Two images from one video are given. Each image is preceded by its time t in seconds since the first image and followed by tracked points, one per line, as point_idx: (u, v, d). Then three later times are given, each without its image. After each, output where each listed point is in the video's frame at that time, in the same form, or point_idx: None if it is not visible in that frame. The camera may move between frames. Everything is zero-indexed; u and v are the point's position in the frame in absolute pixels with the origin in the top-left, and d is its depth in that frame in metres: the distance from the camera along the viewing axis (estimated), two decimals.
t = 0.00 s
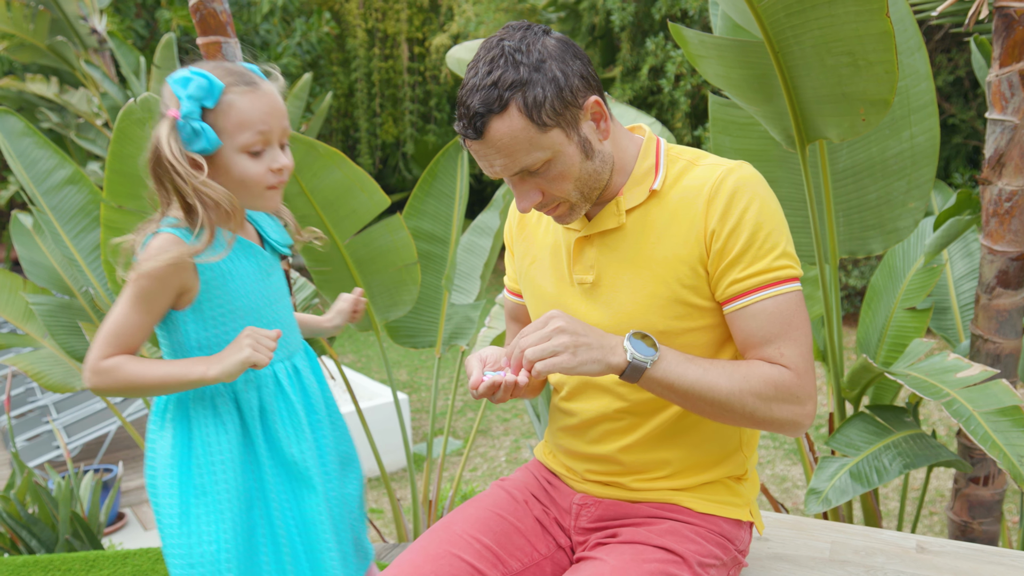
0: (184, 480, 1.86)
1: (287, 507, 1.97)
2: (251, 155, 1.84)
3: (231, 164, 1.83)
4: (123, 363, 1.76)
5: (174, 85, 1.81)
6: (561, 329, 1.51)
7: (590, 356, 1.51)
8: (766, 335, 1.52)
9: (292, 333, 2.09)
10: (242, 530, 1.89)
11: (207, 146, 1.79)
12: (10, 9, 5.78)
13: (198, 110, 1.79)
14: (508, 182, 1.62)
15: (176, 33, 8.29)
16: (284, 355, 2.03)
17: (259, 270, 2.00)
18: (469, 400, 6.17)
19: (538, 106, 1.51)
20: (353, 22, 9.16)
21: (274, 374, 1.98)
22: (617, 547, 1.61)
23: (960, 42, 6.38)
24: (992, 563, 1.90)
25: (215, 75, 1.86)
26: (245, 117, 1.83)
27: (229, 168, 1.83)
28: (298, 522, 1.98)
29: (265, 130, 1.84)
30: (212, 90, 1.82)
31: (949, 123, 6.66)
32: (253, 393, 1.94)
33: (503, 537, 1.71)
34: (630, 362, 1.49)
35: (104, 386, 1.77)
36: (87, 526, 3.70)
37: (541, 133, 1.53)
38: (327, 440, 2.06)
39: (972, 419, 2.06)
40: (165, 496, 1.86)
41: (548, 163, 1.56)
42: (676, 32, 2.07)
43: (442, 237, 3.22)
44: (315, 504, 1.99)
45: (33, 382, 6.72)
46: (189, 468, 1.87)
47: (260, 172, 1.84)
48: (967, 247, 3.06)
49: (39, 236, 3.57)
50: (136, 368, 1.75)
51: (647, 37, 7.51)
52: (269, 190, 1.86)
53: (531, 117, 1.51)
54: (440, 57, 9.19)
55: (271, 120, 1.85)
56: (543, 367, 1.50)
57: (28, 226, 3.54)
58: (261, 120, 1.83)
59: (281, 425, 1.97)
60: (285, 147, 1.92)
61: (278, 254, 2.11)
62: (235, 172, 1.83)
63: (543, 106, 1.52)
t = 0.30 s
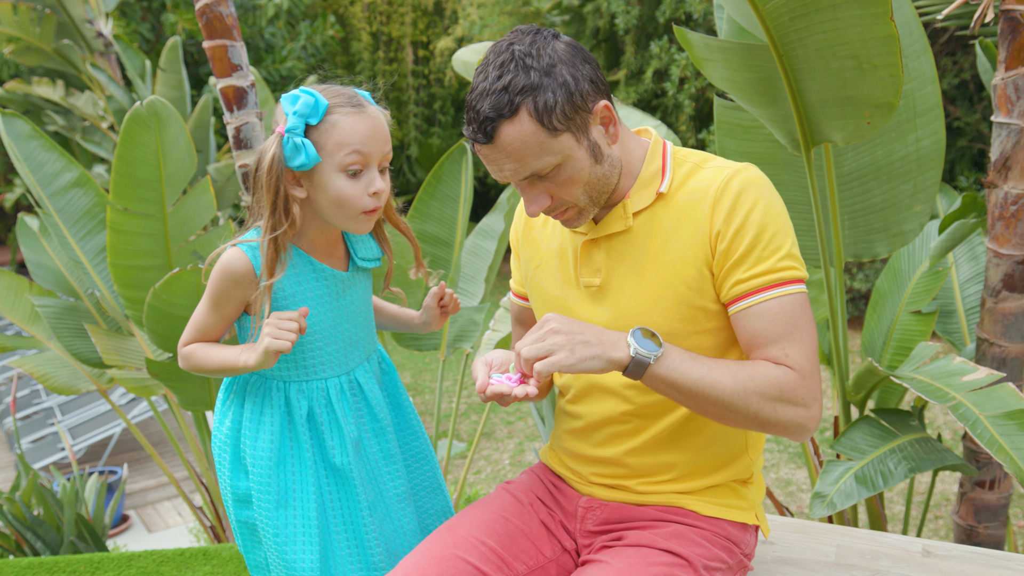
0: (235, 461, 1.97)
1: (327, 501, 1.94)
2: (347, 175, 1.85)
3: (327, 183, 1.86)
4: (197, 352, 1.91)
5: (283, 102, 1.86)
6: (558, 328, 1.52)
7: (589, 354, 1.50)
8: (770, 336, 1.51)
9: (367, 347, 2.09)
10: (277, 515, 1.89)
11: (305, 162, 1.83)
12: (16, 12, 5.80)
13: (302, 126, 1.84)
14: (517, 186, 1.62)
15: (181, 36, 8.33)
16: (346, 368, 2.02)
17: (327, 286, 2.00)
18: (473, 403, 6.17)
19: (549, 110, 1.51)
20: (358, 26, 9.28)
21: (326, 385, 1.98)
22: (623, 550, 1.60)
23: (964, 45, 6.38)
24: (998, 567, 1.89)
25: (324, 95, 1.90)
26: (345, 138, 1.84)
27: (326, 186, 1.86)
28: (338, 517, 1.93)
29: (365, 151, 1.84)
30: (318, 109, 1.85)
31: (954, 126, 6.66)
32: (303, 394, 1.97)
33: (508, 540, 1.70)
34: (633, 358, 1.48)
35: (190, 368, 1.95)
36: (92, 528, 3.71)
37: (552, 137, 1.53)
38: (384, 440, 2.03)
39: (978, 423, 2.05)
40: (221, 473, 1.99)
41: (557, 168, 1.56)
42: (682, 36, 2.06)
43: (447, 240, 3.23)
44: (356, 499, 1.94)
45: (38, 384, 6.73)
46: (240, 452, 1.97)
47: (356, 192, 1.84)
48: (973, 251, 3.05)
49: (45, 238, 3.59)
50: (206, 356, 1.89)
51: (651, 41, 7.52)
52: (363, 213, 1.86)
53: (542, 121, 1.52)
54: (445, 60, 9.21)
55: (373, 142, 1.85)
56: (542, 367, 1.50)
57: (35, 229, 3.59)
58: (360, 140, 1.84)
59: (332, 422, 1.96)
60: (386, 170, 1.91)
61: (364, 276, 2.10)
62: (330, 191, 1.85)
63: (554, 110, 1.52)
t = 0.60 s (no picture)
0: (258, 450, 1.96)
1: (350, 490, 1.91)
2: (356, 164, 1.76)
3: (335, 172, 1.77)
4: (223, 347, 1.87)
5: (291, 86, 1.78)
6: (552, 330, 1.52)
7: (585, 355, 1.50)
8: (768, 338, 1.51)
9: (395, 334, 2.04)
10: (301, 503, 1.88)
11: (312, 151, 1.75)
12: (20, 13, 5.79)
13: (309, 113, 1.75)
14: (521, 186, 1.62)
15: (184, 37, 8.36)
16: (378, 351, 1.98)
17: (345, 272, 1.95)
18: (474, 404, 6.17)
19: (554, 111, 1.52)
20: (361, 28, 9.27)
21: (360, 370, 1.94)
22: (624, 552, 1.60)
23: (967, 48, 6.38)
24: (1000, 571, 1.89)
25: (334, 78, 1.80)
26: (353, 126, 1.75)
27: (333, 175, 1.78)
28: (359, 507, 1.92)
29: (374, 139, 1.75)
30: (326, 94, 1.76)
31: (957, 129, 6.66)
32: (335, 385, 1.91)
33: (510, 542, 1.70)
34: (628, 357, 1.49)
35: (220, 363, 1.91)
36: (93, 528, 3.71)
37: (557, 138, 1.53)
38: (404, 431, 2.00)
39: (980, 426, 2.05)
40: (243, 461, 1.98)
41: (562, 169, 1.56)
42: (685, 38, 2.07)
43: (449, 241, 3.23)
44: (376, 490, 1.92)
45: (39, 384, 6.74)
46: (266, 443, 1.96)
47: (364, 182, 1.76)
48: (976, 253, 3.05)
49: (48, 238, 3.59)
50: (231, 353, 1.84)
51: (654, 43, 7.52)
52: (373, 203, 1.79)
53: (547, 122, 1.52)
54: (447, 62, 9.22)
55: (383, 130, 1.76)
56: (542, 368, 1.48)
57: (38, 229, 3.58)
58: (370, 128, 1.75)
59: (360, 413, 1.92)
60: (398, 157, 1.82)
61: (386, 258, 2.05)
62: (338, 180, 1.77)
63: (559, 112, 1.52)
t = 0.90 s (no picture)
0: (262, 438, 1.89)
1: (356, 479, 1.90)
2: (387, 156, 1.71)
3: (367, 162, 1.73)
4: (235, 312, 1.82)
5: (332, 72, 1.74)
6: (555, 332, 1.51)
7: (587, 357, 1.50)
8: (769, 341, 1.51)
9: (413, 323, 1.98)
10: (303, 489, 1.85)
11: (346, 139, 1.72)
12: (24, 14, 5.82)
13: (347, 101, 1.72)
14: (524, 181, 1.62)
15: (187, 38, 8.38)
16: (389, 343, 1.91)
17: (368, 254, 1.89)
18: (476, 406, 6.18)
19: (562, 107, 1.52)
20: (363, 29, 9.28)
21: (369, 357, 1.88)
22: (626, 554, 1.60)
23: (970, 50, 6.38)
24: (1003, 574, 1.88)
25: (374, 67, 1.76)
26: (389, 117, 1.71)
27: (365, 165, 1.74)
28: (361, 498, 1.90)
29: (407, 133, 1.70)
30: (365, 84, 1.72)
31: (959, 130, 6.66)
32: (344, 367, 1.87)
33: (512, 543, 1.70)
34: (629, 361, 1.48)
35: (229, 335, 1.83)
36: (95, 529, 3.72)
37: (563, 134, 1.53)
38: (412, 429, 1.89)
39: (983, 428, 2.05)
40: (248, 448, 1.91)
41: (567, 164, 1.56)
42: (689, 38, 2.08)
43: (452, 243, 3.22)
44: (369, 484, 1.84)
45: (42, 385, 6.75)
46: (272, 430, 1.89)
47: (394, 174, 1.71)
48: (978, 256, 3.05)
49: (51, 239, 3.59)
50: (239, 319, 1.77)
51: (656, 44, 7.53)
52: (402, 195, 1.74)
53: (555, 117, 1.52)
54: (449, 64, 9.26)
55: (418, 124, 1.71)
56: (543, 370, 1.48)
57: (42, 230, 3.56)
58: (405, 122, 1.69)
59: (366, 402, 1.86)
60: (432, 153, 1.77)
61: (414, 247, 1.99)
62: (369, 170, 1.73)
63: (566, 108, 1.52)
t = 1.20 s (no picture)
0: (282, 435, 1.90)
1: (378, 472, 1.88)
2: (373, 149, 1.73)
3: (355, 155, 1.75)
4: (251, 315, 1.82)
5: (318, 68, 1.75)
6: (568, 341, 1.50)
7: (598, 366, 1.50)
8: (777, 344, 1.51)
9: (422, 310, 2.00)
10: (325, 485, 1.84)
11: (332, 133, 1.74)
12: (27, 14, 5.84)
13: (334, 96, 1.73)
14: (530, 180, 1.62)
15: (190, 39, 8.40)
16: (403, 329, 1.93)
17: (377, 243, 1.91)
18: (478, 406, 6.18)
19: (569, 105, 1.52)
20: (366, 29, 9.29)
21: (384, 344, 1.89)
22: (629, 555, 1.60)
23: (973, 51, 6.37)
24: None
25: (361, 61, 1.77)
26: (375, 111, 1.72)
27: (353, 158, 1.76)
28: (385, 489, 1.88)
29: (392, 127, 1.72)
30: (349, 79, 1.73)
31: (962, 132, 6.65)
32: (360, 356, 1.87)
33: (515, 544, 1.70)
34: (640, 370, 1.47)
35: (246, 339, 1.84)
36: (98, 528, 3.72)
37: (569, 133, 1.53)
38: (429, 412, 1.91)
39: (986, 430, 2.04)
40: (266, 450, 1.91)
41: (572, 164, 1.56)
42: (691, 39, 2.10)
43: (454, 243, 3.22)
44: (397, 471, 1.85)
45: (45, 384, 6.77)
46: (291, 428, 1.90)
47: (381, 166, 1.73)
48: (981, 257, 3.04)
49: (54, 239, 3.60)
50: (262, 325, 1.79)
51: (659, 45, 7.53)
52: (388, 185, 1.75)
53: (562, 114, 1.52)
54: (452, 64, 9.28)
55: (403, 118, 1.72)
56: (554, 381, 1.50)
57: (44, 230, 3.61)
58: (389, 115, 1.71)
59: (384, 389, 1.87)
60: (419, 145, 1.78)
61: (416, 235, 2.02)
62: (357, 164, 1.75)
63: (574, 106, 1.52)
